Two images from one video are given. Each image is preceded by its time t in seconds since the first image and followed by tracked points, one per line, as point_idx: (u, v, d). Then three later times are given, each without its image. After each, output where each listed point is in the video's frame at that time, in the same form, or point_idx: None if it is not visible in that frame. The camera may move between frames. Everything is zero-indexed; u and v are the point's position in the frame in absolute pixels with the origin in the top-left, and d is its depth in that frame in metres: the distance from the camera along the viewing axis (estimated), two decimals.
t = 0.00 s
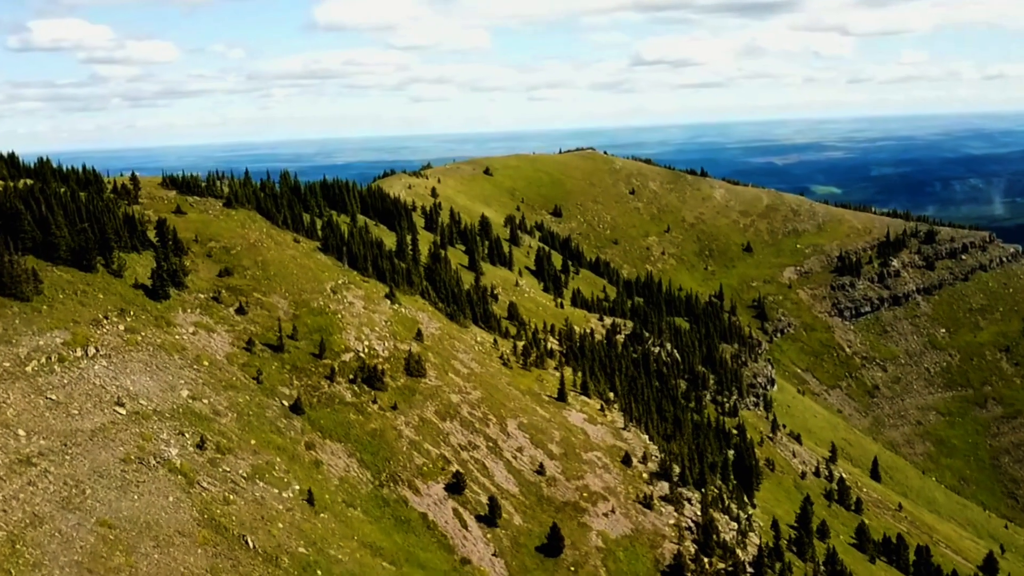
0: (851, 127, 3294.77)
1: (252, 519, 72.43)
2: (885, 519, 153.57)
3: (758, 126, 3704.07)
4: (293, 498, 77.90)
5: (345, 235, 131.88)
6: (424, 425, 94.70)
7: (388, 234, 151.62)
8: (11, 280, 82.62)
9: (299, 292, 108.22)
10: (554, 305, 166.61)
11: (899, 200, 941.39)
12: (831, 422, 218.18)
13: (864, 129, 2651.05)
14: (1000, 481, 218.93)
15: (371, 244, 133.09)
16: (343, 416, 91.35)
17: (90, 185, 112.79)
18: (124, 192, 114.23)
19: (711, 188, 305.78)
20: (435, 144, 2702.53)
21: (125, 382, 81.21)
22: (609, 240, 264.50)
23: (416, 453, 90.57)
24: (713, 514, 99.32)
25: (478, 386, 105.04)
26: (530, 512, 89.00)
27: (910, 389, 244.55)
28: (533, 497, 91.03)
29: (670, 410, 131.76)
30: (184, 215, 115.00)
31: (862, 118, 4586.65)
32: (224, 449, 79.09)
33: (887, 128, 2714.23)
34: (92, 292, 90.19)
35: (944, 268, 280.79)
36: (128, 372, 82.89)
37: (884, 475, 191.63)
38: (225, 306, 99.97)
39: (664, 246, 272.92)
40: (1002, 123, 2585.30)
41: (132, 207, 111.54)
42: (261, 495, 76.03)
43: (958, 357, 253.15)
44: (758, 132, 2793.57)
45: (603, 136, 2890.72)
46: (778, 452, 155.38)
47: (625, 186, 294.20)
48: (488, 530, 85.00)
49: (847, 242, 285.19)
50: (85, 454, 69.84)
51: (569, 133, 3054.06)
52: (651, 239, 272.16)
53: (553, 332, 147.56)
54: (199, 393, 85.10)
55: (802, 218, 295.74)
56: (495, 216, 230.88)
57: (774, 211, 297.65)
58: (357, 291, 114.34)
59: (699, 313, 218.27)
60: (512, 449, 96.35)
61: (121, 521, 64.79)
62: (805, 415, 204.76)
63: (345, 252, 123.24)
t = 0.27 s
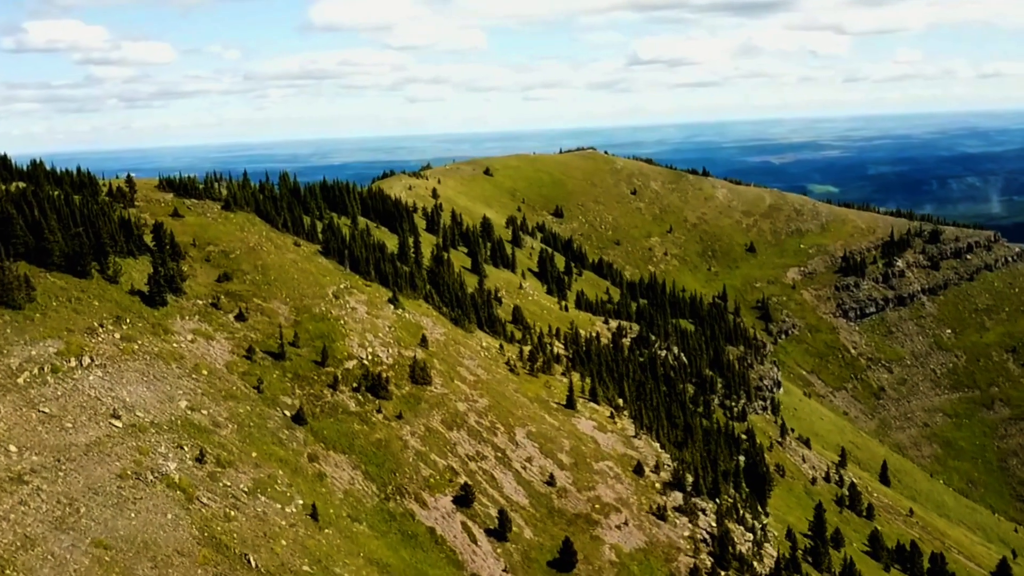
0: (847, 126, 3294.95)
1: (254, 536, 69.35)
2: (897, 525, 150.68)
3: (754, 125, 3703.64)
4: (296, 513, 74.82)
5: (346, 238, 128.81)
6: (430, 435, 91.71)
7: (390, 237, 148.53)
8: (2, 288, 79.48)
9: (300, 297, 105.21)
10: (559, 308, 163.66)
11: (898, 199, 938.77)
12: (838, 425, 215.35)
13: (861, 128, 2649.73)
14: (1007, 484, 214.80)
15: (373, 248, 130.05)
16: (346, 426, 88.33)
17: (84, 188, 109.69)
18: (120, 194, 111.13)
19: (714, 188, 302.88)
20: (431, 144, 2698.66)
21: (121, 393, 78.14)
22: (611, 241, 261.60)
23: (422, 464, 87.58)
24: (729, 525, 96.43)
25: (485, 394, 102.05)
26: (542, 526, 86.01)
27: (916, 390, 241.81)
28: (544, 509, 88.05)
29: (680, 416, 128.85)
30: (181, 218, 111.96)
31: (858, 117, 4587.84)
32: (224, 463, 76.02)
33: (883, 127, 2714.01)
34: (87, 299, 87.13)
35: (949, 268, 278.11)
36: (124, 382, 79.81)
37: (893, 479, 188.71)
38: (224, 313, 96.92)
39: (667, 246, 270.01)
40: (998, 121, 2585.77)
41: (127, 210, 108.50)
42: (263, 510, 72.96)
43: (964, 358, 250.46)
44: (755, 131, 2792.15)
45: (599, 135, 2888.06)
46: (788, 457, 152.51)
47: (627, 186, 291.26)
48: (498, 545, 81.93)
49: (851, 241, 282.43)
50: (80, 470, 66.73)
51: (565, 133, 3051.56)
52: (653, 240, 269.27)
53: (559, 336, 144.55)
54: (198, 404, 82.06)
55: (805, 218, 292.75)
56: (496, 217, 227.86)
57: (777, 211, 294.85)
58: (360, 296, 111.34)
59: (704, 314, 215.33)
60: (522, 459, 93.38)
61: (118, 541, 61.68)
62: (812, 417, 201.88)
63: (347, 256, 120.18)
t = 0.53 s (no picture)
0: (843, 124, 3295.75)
1: (257, 555, 66.34)
2: (910, 531, 148.01)
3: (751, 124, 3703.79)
4: (300, 529, 71.79)
5: (348, 241, 125.74)
6: (437, 445, 88.73)
7: (391, 239, 145.52)
8: None
9: (301, 303, 102.20)
10: (564, 311, 160.71)
11: (896, 198, 936.35)
12: (845, 428, 212.49)
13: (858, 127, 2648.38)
14: (1017, 487, 213.31)
15: (375, 251, 127.02)
16: (351, 437, 85.30)
17: (78, 192, 106.66)
18: (115, 198, 108.12)
19: (716, 188, 300.02)
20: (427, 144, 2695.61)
21: (117, 405, 75.06)
22: (613, 242, 258.74)
23: (430, 477, 84.59)
24: (745, 537, 93.58)
25: (493, 402, 99.05)
26: (554, 540, 83.03)
27: (923, 392, 239.06)
28: (556, 523, 85.08)
29: (690, 422, 125.97)
30: (178, 222, 108.90)
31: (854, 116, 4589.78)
32: (225, 478, 72.99)
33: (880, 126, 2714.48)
34: (81, 307, 84.06)
35: (954, 268, 275.51)
36: (120, 394, 76.76)
37: (903, 483, 186.01)
38: (223, 320, 93.90)
39: (670, 247, 267.13)
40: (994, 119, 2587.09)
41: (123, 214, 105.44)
42: (266, 528, 69.95)
43: (971, 360, 247.83)
44: (751, 130, 2791.12)
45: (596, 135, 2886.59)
46: (798, 463, 149.72)
47: (628, 186, 288.38)
48: (510, 561, 78.92)
49: (856, 242, 279.71)
50: (74, 488, 63.65)
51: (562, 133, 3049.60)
52: (656, 241, 266.43)
53: (565, 341, 141.62)
54: (197, 416, 79.05)
55: (809, 218, 289.71)
56: (497, 219, 224.84)
57: (780, 211, 292.01)
58: (363, 301, 108.35)
59: (709, 317, 212.50)
60: (532, 470, 90.43)
61: (114, 564, 58.64)
62: (819, 421, 199.12)
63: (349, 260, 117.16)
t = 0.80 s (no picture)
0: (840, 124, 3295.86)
1: None
2: (923, 538, 145.15)
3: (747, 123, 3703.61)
4: (306, 547, 68.75)
5: (350, 245, 122.65)
6: (446, 457, 85.73)
7: (393, 242, 142.44)
8: None
9: (304, 309, 99.21)
10: (569, 315, 157.72)
11: (894, 197, 933.88)
12: (852, 431, 209.69)
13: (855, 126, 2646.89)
14: None
15: (378, 255, 123.97)
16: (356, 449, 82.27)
17: (72, 196, 103.62)
18: (111, 201, 105.11)
19: (719, 188, 297.09)
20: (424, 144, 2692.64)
21: (114, 419, 72.00)
22: (616, 243, 255.85)
23: (439, 490, 81.58)
24: (763, 550, 90.70)
25: (502, 411, 96.01)
26: (568, 555, 80.01)
27: (930, 394, 236.23)
28: (569, 537, 82.10)
29: (701, 429, 123.04)
30: (177, 226, 105.90)
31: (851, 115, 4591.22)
32: (227, 493, 69.93)
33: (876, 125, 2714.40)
34: (76, 316, 81.01)
35: (960, 268, 272.81)
36: (117, 406, 73.68)
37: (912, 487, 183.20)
38: (223, 327, 90.87)
39: (673, 248, 264.24)
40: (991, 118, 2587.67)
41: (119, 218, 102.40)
42: (270, 546, 66.88)
43: (978, 361, 245.08)
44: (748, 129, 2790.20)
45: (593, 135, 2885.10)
46: (809, 469, 146.87)
47: (631, 187, 285.39)
48: None
49: (860, 242, 276.91)
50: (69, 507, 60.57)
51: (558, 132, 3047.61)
52: (659, 242, 263.51)
53: (572, 345, 138.61)
54: (198, 428, 76.02)
55: (813, 218, 286.69)
56: (499, 220, 221.83)
57: (784, 212, 289.09)
58: (367, 306, 105.34)
59: (715, 319, 209.61)
60: (543, 482, 87.46)
61: None
62: (827, 424, 196.22)
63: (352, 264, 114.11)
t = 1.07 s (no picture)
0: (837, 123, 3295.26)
1: None
2: (937, 546, 142.19)
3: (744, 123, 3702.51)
4: (313, 567, 65.63)
5: (353, 249, 119.58)
6: (455, 469, 82.72)
7: (397, 245, 139.37)
8: None
9: (307, 316, 96.17)
10: (575, 319, 154.66)
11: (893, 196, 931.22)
12: (860, 435, 206.61)
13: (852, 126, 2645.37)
14: None
15: (382, 259, 120.88)
16: (363, 462, 79.21)
17: (67, 200, 100.52)
18: (108, 205, 102.05)
19: (722, 188, 294.10)
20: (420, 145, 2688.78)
21: (111, 433, 68.90)
22: (619, 245, 252.96)
23: (449, 505, 78.54)
24: (783, 564, 87.84)
25: (512, 420, 92.96)
26: (583, 572, 76.97)
27: (938, 397, 233.32)
28: (584, 552, 79.14)
29: (713, 437, 120.06)
30: (175, 231, 102.86)
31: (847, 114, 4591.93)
32: (229, 511, 66.83)
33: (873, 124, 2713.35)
34: (72, 325, 77.97)
35: (967, 269, 270.07)
36: (115, 420, 70.58)
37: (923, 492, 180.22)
38: (224, 336, 87.84)
39: (676, 249, 261.28)
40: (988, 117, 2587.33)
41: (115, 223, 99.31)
42: (275, 567, 63.79)
43: (986, 363, 242.28)
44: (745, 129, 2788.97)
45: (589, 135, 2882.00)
46: (821, 475, 143.97)
47: (633, 187, 282.44)
48: None
49: (866, 242, 274.09)
50: (64, 529, 57.43)
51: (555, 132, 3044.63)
52: (662, 243, 260.63)
53: (580, 350, 135.61)
54: (198, 442, 72.94)
55: (817, 218, 283.69)
56: (502, 222, 218.79)
57: (788, 212, 286.18)
58: (371, 313, 102.30)
59: (721, 322, 206.62)
60: (556, 495, 84.48)
61: None
62: (835, 428, 193.31)
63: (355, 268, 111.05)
